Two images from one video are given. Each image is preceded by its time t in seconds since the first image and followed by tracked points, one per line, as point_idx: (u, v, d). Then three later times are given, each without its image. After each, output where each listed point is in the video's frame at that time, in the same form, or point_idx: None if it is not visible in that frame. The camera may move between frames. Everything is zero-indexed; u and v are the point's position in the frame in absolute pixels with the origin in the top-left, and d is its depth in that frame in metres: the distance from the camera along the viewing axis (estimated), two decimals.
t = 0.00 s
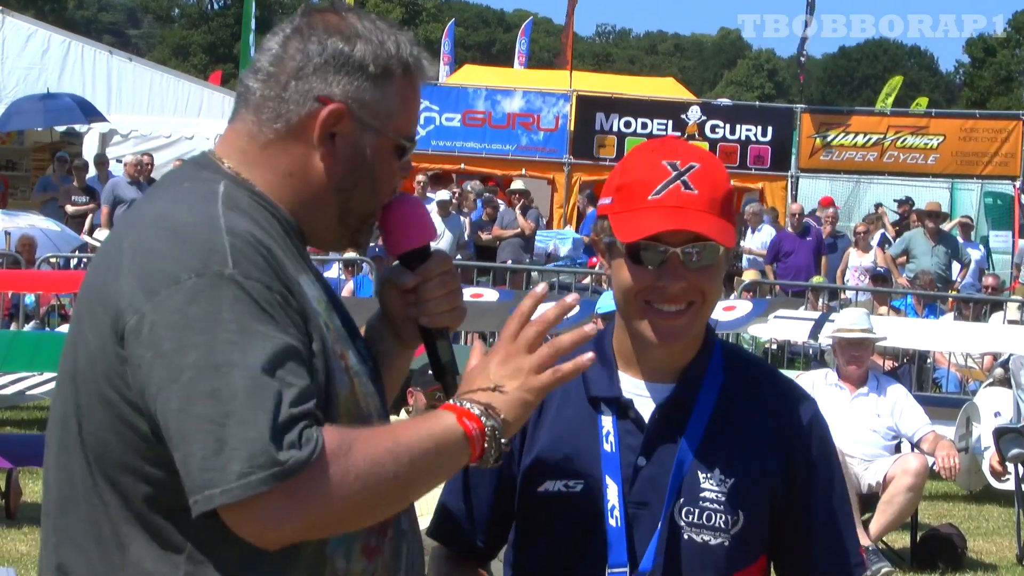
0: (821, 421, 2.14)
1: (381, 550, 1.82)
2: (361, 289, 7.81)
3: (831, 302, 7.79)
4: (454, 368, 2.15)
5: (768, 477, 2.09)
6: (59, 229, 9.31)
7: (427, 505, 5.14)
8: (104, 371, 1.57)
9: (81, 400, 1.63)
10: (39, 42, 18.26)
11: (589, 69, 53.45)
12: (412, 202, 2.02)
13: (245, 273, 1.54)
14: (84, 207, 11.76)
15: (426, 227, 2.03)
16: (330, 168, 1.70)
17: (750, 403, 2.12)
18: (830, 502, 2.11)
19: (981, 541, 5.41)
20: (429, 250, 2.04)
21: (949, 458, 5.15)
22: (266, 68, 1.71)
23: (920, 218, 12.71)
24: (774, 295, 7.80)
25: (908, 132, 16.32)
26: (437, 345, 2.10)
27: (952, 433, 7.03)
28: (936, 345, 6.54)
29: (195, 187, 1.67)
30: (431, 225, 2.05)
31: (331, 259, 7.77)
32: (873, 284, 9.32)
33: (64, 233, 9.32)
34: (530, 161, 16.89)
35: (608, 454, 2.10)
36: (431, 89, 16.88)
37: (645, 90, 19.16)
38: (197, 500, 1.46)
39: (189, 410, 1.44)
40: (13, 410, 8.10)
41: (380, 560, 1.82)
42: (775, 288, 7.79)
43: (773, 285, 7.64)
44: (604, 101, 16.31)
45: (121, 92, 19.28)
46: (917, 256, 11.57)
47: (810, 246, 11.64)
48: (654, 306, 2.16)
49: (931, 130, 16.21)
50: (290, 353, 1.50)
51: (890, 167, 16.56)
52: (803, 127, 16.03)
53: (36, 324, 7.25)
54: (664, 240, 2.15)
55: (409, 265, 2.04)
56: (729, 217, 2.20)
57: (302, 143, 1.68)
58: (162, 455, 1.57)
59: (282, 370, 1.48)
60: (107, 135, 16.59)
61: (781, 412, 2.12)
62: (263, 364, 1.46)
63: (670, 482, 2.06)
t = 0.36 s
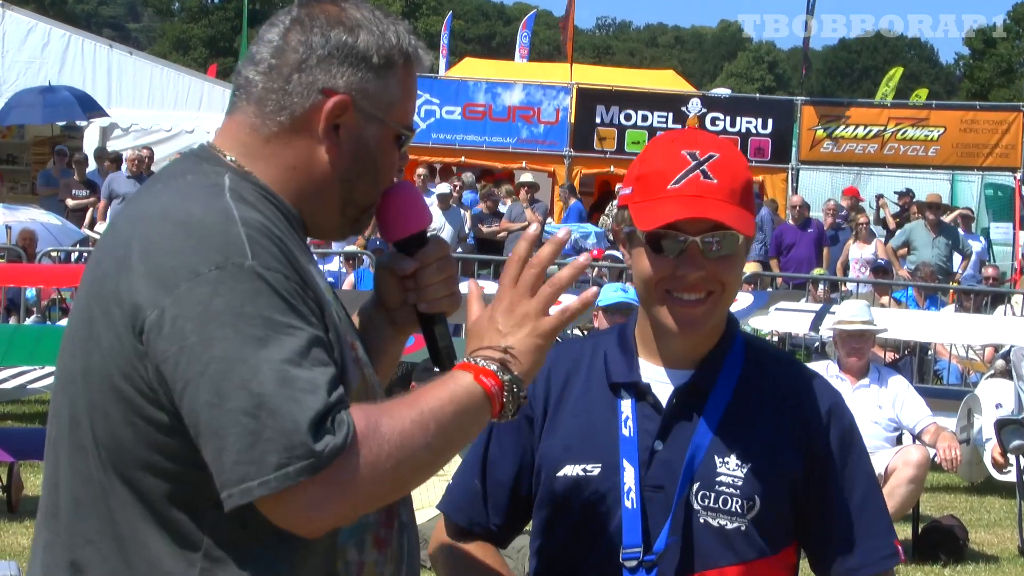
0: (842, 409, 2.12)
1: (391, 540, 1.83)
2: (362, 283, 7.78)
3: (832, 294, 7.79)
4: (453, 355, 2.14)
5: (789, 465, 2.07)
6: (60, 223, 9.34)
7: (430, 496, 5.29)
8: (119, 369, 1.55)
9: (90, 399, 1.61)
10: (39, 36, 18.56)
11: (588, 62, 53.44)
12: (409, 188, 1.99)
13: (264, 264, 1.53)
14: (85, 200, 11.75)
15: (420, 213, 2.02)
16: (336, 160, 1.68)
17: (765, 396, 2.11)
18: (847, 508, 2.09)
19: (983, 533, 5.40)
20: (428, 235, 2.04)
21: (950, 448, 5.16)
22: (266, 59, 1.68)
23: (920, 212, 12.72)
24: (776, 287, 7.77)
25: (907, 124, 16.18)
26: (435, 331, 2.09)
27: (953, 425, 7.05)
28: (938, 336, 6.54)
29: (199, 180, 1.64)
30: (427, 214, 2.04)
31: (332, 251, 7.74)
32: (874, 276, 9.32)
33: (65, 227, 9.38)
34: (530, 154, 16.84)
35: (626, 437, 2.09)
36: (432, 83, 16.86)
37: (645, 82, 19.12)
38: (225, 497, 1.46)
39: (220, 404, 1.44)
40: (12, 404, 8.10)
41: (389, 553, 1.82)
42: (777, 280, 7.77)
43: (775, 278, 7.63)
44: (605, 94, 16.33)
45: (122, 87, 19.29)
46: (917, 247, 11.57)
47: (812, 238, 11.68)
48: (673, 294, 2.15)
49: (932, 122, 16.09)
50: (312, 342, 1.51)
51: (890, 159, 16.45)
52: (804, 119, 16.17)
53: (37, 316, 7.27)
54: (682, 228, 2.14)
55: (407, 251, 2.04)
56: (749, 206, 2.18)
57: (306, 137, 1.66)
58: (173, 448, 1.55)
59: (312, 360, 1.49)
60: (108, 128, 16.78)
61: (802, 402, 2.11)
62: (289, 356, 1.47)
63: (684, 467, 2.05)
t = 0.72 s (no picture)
0: (859, 407, 2.10)
1: (367, 523, 1.87)
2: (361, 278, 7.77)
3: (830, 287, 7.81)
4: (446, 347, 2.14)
5: (803, 461, 2.05)
6: (58, 218, 9.31)
7: (429, 492, 5.30)
8: (88, 354, 1.64)
9: (66, 386, 1.69)
10: (37, 31, 18.52)
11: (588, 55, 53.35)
12: (397, 184, 2.08)
13: (223, 248, 1.60)
14: (83, 195, 11.83)
15: (408, 206, 2.06)
16: (310, 154, 1.74)
17: (780, 391, 2.09)
18: (860, 504, 2.06)
19: (980, 525, 5.41)
20: (413, 229, 2.06)
21: (948, 441, 5.15)
22: (245, 54, 1.74)
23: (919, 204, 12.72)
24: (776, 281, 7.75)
25: (905, 117, 16.33)
26: (426, 322, 2.10)
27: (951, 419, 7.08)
28: (934, 329, 6.55)
29: (174, 169, 1.72)
30: (413, 204, 2.07)
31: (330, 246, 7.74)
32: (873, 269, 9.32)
33: (62, 223, 9.34)
34: (528, 148, 16.87)
35: (641, 433, 2.08)
36: (428, 76, 16.71)
37: (643, 76, 19.09)
38: (180, 475, 1.55)
39: (176, 386, 1.52)
40: (10, 398, 8.10)
41: (366, 535, 1.86)
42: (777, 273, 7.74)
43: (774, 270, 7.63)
44: (602, 88, 16.27)
45: (118, 81, 19.44)
46: (916, 241, 11.59)
47: (810, 232, 11.69)
48: (688, 290, 2.12)
49: (930, 115, 16.18)
50: (270, 327, 1.58)
51: (888, 152, 16.55)
52: (801, 113, 15.97)
53: (35, 311, 7.26)
54: (696, 224, 2.12)
55: (394, 244, 2.05)
56: (765, 202, 2.15)
57: (281, 127, 1.72)
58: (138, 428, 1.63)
59: (270, 342, 1.57)
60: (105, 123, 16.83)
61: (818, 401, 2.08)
62: (244, 339, 1.54)
63: (697, 463, 2.04)
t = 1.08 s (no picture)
0: (842, 402, 2.12)
1: (338, 508, 1.87)
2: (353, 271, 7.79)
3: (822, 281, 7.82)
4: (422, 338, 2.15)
5: (788, 452, 2.05)
6: (50, 211, 9.30)
7: (423, 485, 5.30)
8: (68, 344, 1.63)
9: (44, 372, 1.69)
10: (28, 24, 19.22)
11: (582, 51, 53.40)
12: (375, 177, 2.09)
13: (203, 246, 1.60)
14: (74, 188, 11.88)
15: (386, 200, 2.06)
16: (285, 147, 1.75)
17: (766, 378, 2.11)
18: (847, 490, 2.08)
19: (972, 518, 5.42)
20: (391, 221, 2.06)
21: (941, 435, 5.17)
22: (224, 48, 1.75)
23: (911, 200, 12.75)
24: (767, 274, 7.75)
25: (897, 111, 16.26)
26: (399, 314, 2.11)
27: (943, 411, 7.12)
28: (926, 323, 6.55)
29: (154, 162, 1.73)
30: (391, 198, 2.06)
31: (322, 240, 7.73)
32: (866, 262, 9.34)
33: (54, 216, 9.32)
34: (520, 141, 16.81)
35: (628, 421, 2.07)
36: (420, 69, 16.67)
37: (637, 70, 19.11)
38: (159, 467, 1.55)
39: (154, 380, 1.53)
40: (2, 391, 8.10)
41: (338, 520, 1.87)
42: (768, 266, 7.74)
43: (766, 264, 7.63)
44: (594, 81, 16.33)
45: (110, 74, 20.07)
46: (909, 234, 11.58)
47: (801, 226, 11.70)
48: (676, 285, 2.10)
49: (922, 109, 16.21)
50: (246, 325, 1.58)
51: (880, 145, 16.49)
52: (794, 105, 16.20)
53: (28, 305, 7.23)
54: (686, 215, 2.12)
55: (370, 236, 2.06)
56: (754, 196, 2.16)
57: (257, 122, 1.73)
58: (119, 420, 1.63)
59: (246, 340, 1.56)
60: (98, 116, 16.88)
61: (801, 398, 2.09)
62: (221, 337, 1.54)
63: (685, 452, 2.03)
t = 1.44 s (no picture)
0: (833, 401, 2.09)
1: (329, 507, 1.85)
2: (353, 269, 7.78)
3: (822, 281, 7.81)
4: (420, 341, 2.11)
5: (778, 451, 2.03)
6: (50, 209, 9.35)
7: (421, 482, 5.30)
8: (59, 336, 1.64)
9: (39, 368, 1.69)
10: (30, 20, 19.48)
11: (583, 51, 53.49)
12: (372, 178, 2.04)
13: (192, 239, 1.61)
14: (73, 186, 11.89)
15: (382, 202, 2.03)
16: (279, 148, 1.74)
17: (754, 368, 2.10)
18: (838, 489, 2.05)
19: (973, 518, 5.40)
20: (386, 222, 2.04)
21: (941, 434, 5.13)
22: (220, 49, 1.75)
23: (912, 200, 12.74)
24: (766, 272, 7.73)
25: (897, 110, 16.42)
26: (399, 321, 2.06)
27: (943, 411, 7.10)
28: (928, 321, 6.58)
29: (149, 161, 1.73)
30: (386, 201, 2.04)
31: (321, 238, 7.73)
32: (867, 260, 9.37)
33: (54, 214, 9.37)
34: (519, 140, 16.79)
35: (618, 420, 2.06)
36: (420, 68, 16.66)
37: (638, 68, 19.11)
38: (143, 457, 1.55)
39: (136, 371, 1.54)
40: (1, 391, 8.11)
41: (329, 518, 1.84)
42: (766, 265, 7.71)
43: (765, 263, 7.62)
44: (595, 79, 16.32)
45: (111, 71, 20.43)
46: (913, 233, 11.57)
47: (803, 224, 11.68)
48: (665, 282, 2.09)
49: (922, 107, 16.34)
50: (231, 317, 1.58)
51: (880, 144, 16.74)
52: (794, 105, 16.30)
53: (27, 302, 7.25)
54: (677, 212, 2.11)
55: (365, 238, 2.05)
56: (746, 194, 2.14)
57: (251, 121, 1.72)
58: (110, 413, 1.63)
59: (232, 334, 1.57)
60: (97, 114, 16.98)
61: (788, 398, 2.07)
62: (205, 330, 1.55)
63: (673, 453, 2.02)
